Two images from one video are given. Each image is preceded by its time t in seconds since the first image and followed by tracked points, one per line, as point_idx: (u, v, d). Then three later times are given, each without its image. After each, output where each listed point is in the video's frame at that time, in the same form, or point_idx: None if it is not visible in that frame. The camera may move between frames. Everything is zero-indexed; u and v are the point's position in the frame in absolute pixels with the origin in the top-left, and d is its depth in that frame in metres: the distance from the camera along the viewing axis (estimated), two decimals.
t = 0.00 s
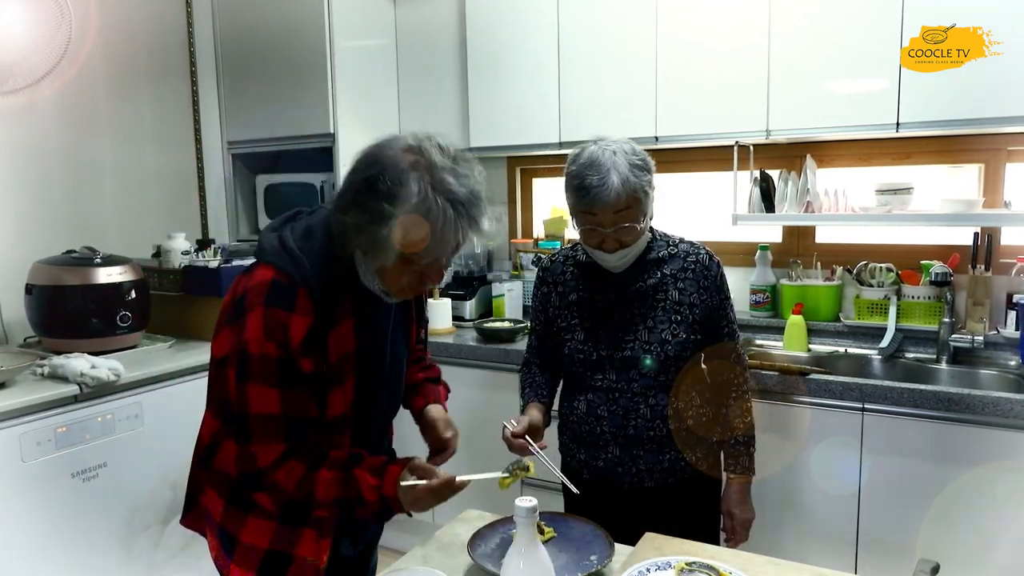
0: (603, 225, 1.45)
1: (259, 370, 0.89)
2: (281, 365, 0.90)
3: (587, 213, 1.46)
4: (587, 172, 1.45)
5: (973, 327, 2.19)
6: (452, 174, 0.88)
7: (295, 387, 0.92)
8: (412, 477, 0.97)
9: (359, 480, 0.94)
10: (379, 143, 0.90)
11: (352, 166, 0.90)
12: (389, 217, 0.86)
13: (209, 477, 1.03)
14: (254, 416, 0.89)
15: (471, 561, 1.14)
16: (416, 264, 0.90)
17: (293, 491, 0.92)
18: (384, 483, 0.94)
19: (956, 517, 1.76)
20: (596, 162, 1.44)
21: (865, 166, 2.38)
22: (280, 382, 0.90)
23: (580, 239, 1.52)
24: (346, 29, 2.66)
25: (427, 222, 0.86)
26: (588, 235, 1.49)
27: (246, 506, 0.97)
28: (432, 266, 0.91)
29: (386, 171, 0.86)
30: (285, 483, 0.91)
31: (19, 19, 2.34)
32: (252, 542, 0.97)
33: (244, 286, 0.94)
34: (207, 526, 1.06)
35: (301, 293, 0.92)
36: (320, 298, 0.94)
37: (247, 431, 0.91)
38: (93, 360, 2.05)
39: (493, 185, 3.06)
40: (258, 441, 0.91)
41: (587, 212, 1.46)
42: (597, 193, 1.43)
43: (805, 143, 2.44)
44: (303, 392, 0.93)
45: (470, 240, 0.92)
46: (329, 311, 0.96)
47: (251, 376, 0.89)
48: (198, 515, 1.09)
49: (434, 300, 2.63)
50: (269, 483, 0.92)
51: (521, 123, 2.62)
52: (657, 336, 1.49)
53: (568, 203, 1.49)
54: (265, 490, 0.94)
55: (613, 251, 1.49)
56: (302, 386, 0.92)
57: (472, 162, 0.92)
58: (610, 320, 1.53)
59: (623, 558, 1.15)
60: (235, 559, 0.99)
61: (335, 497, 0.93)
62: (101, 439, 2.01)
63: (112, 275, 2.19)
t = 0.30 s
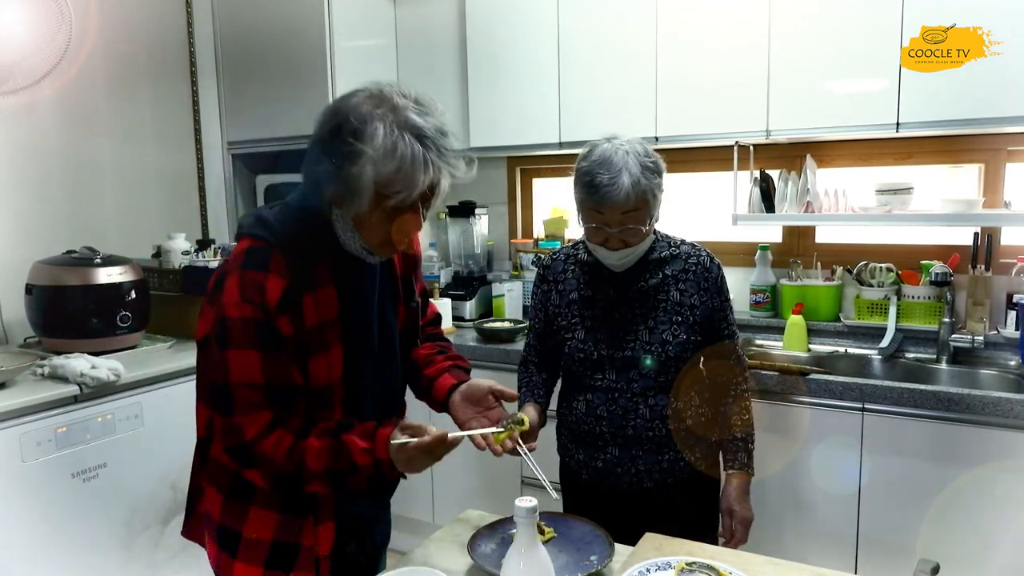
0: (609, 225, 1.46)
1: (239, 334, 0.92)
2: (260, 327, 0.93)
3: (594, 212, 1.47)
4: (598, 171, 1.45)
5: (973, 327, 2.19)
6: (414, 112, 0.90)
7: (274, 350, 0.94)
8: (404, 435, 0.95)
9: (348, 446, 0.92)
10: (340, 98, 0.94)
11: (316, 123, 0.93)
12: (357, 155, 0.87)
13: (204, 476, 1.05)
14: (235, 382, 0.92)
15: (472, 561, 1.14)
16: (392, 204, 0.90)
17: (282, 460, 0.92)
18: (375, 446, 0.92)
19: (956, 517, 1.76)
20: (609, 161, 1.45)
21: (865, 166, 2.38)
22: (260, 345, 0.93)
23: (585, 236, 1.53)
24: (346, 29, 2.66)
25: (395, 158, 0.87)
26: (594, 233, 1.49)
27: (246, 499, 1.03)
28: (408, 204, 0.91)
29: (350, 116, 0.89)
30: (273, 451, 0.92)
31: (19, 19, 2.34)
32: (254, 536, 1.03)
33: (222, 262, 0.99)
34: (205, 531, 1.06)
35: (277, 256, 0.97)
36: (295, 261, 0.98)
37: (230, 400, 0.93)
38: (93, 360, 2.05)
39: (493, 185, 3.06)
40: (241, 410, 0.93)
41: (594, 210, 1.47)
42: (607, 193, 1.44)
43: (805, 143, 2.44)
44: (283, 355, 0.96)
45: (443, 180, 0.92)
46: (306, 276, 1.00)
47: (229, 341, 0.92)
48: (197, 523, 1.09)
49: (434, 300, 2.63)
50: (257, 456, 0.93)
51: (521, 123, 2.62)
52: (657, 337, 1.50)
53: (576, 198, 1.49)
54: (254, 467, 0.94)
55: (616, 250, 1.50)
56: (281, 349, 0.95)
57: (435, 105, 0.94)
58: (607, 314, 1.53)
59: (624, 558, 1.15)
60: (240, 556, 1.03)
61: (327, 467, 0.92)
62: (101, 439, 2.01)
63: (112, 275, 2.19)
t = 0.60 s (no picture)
0: (620, 222, 1.47)
1: (214, 323, 0.92)
2: (237, 314, 0.92)
3: (606, 210, 1.47)
4: (611, 169, 1.46)
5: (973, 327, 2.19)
6: (384, 87, 0.93)
7: (252, 338, 0.93)
8: (386, 413, 0.94)
9: (331, 431, 0.91)
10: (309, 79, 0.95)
11: (286, 104, 0.95)
12: (327, 128, 0.89)
13: (194, 479, 1.04)
14: (213, 372, 0.92)
15: (472, 561, 1.14)
16: (367, 179, 0.92)
17: (263, 449, 0.90)
18: (358, 428, 0.92)
19: (956, 516, 1.76)
20: (621, 159, 1.46)
21: (866, 166, 2.38)
22: (237, 332, 0.92)
23: (593, 234, 1.53)
24: (346, 29, 2.66)
25: (364, 130, 0.89)
26: (604, 231, 1.50)
27: (238, 499, 1.02)
28: (384, 178, 0.93)
29: (318, 93, 0.91)
30: (253, 441, 0.90)
31: (19, 19, 2.33)
32: (247, 536, 1.02)
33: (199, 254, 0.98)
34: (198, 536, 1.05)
35: (252, 243, 0.96)
36: (271, 248, 0.98)
37: (209, 392, 0.92)
38: (93, 360, 2.05)
39: (493, 185, 3.06)
40: (220, 401, 0.92)
41: (607, 208, 1.47)
42: (621, 192, 1.45)
43: (805, 143, 2.44)
44: (261, 343, 0.95)
45: (414, 153, 0.94)
46: (284, 263, 0.99)
47: (207, 331, 0.91)
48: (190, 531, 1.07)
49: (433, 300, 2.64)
50: (238, 449, 0.91)
51: (521, 123, 2.62)
52: (659, 336, 1.50)
53: (588, 196, 1.49)
54: (236, 462, 0.92)
55: (625, 249, 1.51)
56: (259, 337, 0.94)
57: (404, 81, 0.96)
58: (605, 312, 1.54)
59: (624, 558, 1.15)
60: (236, 560, 1.03)
61: (310, 454, 0.91)
62: (101, 439, 2.01)
63: (112, 276, 2.19)
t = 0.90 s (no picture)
0: (628, 222, 1.47)
1: (196, 331, 0.91)
2: (220, 319, 0.93)
3: (615, 209, 1.48)
4: (619, 168, 1.45)
5: (973, 327, 2.18)
6: (360, 85, 0.92)
7: (235, 343, 0.93)
8: (380, 415, 0.94)
9: (323, 434, 0.91)
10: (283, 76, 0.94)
11: (262, 103, 0.93)
12: (302, 130, 0.88)
13: (182, 491, 1.03)
14: (197, 380, 0.91)
15: (472, 561, 1.14)
16: (348, 180, 0.91)
17: (254, 457, 0.90)
18: (351, 430, 0.92)
19: (956, 516, 1.76)
20: (629, 157, 1.46)
21: (866, 166, 2.38)
22: (220, 337, 0.92)
23: (599, 234, 1.53)
24: (346, 30, 2.66)
25: (339, 129, 0.87)
26: (611, 230, 1.50)
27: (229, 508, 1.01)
28: (364, 178, 0.92)
29: (293, 91, 0.90)
30: (244, 448, 0.90)
31: (19, 20, 2.33)
32: (240, 545, 1.02)
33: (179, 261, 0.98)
34: (190, 548, 1.05)
35: (233, 246, 0.97)
36: (252, 251, 0.98)
37: (193, 401, 0.91)
38: (93, 360, 2.05)
39: (494, 185, 3.06)
40: (205, 410, 0.91)
41: (615, 207, 1.47)
42: (629, 191, 1.44)
43: (805, 143, 2.44)
44: (246, 347, 0.95)
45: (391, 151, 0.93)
46: (266, 266, 0.99)
47: (189, 338, 0.91)
48: (178, 542, 1.06)
49: (433, 300, 2.64)
50: (229, 455, 0.91)
51: (521, 123, 2.62)
52: (660, 335, 1.50)
53: (595, 195, 1.49)
54: (227, 469, 0.92)
55: (631, 249, 1.51)
56: (243, 341, 0.94)
57: (380, 77, 0.95)
58: (601, 312, 1.55)
59: (624, 558, 1.15)
60: (230, 568, 1.03)
61: (302, 458, 0.91)
62: (101, 439, 2.01)
63: (112, 276, 2.19)
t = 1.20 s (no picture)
0: (634, 196, 1.48)
1: (200, 331, 0.89)
2: (226, 321, 0.91)
3: (622, 182, 1.49)
4: (629, 142, 1.47)
5: (974, 327, 2.18)
6: (387, 90, 0.92)
7: (241, 346, 0.91)
8: (386, 393, 0.93)
9: (325, 423, 0.91)
10: (304, 78, 0.92)
11: (281, 105, 0.92)
12: (330, 132, 0.87)
13: (176, 499, 1.00)
14: (202, 381, 0.89)
15: (472, 561, 1.14)
16: (373, 183, 0.90)
17: (254, 453, 0.89)
18: (356, 415, 0.92)
19: (956, 516, 1.76)
20: (639, 134, 1.48)
21: (866, 166, 2.38)
22: (226, 339, 0.90)
23: (605, 213, 1.53)
24: (346, 30, 2.66)
25: (371, 133, 0.87)
26: (617, 206, 1.50)
27: (226, 517, 0.98)
28: (388, 182, 0.91)
29: (320, 93, 0.88)
30: (245, 446, 0.88)
31: (19, 20, 2.33)
32: (237, 553, 0.99)
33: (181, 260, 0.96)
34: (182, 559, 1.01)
35: (239, 247, 0.95)
36: (258, 253, 0.97)
37: (194, 402, 0.89)
38: (93, 360, 2.05)
39: (494, 186, 3.06)
40: (206, 410, 0.89)
41: (622, 181, 1.49)
42: (639, 166, 1.45)
43: (805, 143, 2.44)
44: (252, 350, 0.93)
45: (414, 156, 0.93)
46: (272, 267, 0.98)
47: (194, 339, 0.89)
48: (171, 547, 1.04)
49: (433, 300, 2.64)
50: (228, 455, 0.89)
51: (522, 123, 2.62)
52: (662, 337, 1.50)
53: (603, 172, 1.51)
54: (226, 470, 0.90)
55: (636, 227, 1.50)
56: (249, 343, 0.92)
57: (404, 83, 0.95)
58: (604, 313, 1.55)
59: (624, 559, 1.15)
60: None
61: (307, 449, 0.90)
62: (101, 440, 2.01)
63: (112, 276, 2.19)
